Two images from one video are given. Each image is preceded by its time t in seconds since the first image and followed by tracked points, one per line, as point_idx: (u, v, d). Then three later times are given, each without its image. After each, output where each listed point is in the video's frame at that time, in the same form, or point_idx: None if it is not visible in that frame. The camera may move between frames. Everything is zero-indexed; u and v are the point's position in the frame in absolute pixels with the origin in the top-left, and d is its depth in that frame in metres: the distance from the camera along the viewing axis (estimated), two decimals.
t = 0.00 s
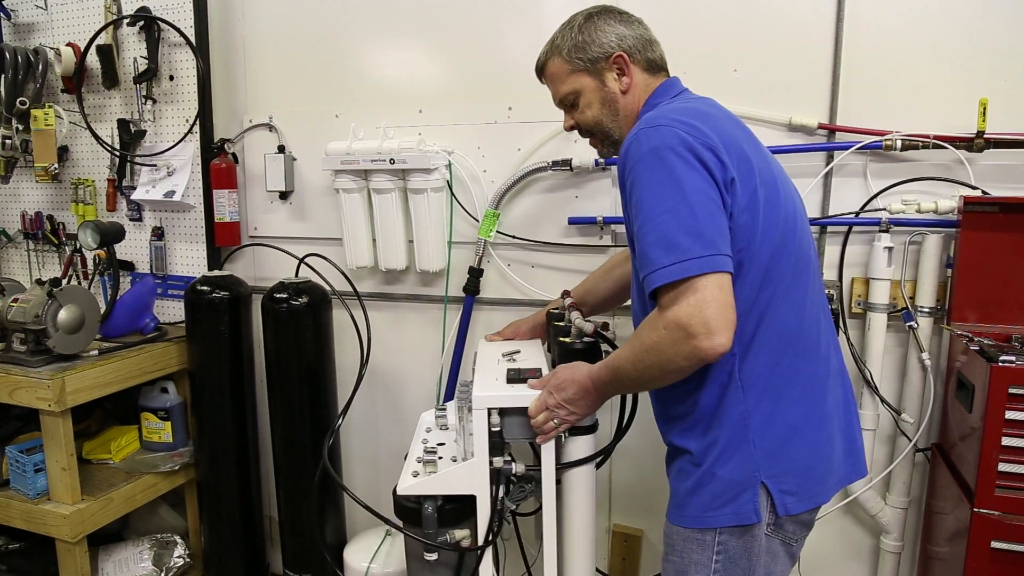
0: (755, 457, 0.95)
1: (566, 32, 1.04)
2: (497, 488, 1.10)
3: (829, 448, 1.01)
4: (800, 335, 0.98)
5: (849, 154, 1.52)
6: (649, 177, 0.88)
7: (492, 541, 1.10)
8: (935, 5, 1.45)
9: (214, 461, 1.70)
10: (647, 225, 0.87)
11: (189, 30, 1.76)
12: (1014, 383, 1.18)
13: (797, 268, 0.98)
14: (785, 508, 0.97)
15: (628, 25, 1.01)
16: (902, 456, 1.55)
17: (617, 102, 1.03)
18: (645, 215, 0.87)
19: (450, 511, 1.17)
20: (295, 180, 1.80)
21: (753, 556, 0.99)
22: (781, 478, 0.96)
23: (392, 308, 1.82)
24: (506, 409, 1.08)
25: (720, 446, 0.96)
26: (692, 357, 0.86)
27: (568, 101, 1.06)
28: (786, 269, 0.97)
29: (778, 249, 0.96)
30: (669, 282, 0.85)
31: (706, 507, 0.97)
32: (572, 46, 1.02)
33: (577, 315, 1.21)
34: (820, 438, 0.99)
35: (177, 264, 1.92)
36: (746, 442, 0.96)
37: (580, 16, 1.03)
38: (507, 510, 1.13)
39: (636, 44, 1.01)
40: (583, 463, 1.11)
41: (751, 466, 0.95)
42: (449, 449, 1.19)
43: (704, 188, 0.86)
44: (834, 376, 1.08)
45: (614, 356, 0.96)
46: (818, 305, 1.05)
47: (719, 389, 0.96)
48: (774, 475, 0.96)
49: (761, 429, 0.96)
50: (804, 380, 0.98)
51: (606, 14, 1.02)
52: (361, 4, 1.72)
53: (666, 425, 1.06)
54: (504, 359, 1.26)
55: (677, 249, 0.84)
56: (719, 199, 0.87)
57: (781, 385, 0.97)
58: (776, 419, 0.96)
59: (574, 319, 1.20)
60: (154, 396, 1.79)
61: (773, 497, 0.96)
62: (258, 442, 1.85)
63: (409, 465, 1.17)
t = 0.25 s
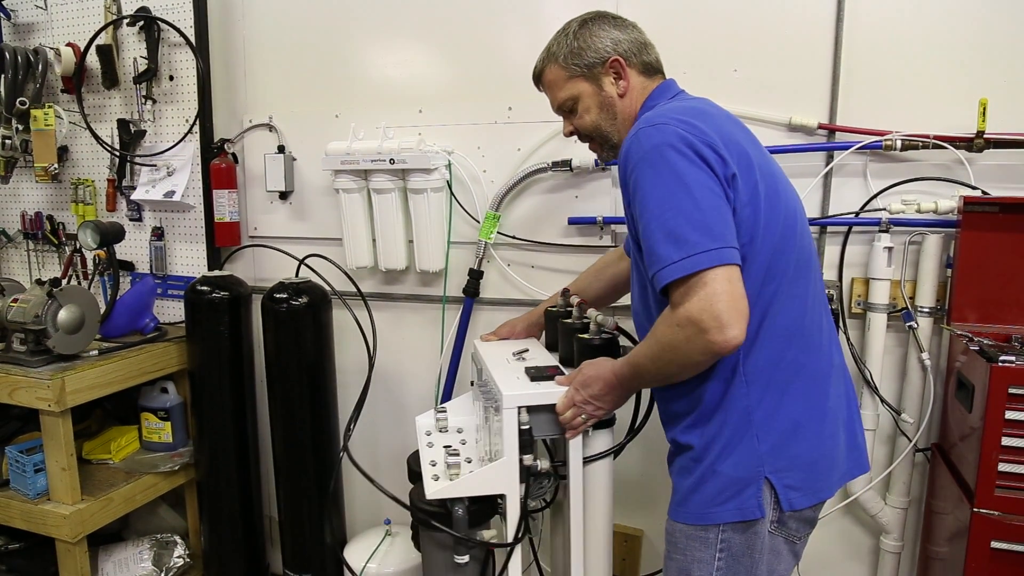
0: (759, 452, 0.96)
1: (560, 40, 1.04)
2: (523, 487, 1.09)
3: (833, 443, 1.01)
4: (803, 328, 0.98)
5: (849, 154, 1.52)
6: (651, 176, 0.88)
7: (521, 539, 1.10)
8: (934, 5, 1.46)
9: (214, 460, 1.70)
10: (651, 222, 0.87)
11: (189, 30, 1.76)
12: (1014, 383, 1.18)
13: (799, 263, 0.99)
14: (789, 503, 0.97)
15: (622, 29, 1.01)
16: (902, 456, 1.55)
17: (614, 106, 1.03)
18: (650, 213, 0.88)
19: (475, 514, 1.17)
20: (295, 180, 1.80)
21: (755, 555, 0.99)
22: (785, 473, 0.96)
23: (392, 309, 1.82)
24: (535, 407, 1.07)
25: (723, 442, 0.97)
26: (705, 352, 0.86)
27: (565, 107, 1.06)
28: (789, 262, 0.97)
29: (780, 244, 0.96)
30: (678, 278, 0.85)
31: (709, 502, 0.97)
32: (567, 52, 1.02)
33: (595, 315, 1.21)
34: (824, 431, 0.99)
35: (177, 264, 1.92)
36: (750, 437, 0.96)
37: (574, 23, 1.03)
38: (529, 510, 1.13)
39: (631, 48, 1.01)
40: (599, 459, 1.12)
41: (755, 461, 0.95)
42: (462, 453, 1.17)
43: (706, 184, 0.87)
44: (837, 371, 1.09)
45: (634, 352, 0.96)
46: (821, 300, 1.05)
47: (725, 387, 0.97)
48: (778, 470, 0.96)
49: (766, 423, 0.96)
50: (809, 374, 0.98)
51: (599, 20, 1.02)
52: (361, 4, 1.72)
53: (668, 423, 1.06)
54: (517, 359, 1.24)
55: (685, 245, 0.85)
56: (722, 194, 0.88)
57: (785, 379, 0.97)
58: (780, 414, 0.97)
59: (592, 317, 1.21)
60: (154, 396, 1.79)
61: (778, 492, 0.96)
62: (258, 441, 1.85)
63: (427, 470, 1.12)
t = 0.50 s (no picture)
0: (765, 450, 0.96)
1: (569, 30, 1.04)
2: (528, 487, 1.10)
3: (836, 442, 1.01)
4: (812, 328, 0.99)
5: (849, 154, 1.52)
6: (673, 166, 0.88)
7: (526, 538, 1.10)
8: (934, 5, 1.46)
9: (212, 460, 1.69)
10: (672, 214, 0.87)
11: (189, 31, 1.76)
12: (1014, 384, 1.18)
13: (809, 264, 1.00)
14: (795, 501, 0.97)
15: (632, 21, 1.01)
16: (902, 457, 1.55)
17: (623, 98, 1.03)
18: (670, 204, 0.87)
19: (480, 514, 1.18)
20: (294, 181, 1.80)
21: (754, 553, 0.99)
22: (790, 471, 0.97)
23: (392, 309, 1.82)
24: (539, 407, 1.07)
25: (728, 440, 0.96)
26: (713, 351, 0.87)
27: (573, 98, 1.06)
28: (799, 262, 0.98)
29: (793, 244, 0.97)
30: (696, 271, 0.85)
31: (714, 501, 0.97)
32: (576, 43, 1.02)
33: (598, 314, 1.21)
34: (829, 430, 1.00)
35: (177, 264, 1.92)
36: (756, 435, 0.96)
37: (584, 12, 1.03)
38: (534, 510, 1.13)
39: (641, 41, 1.01)
40: (602, 458, 1.13)
41: (761, 459, 0.95)
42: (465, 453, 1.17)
43: (728, 180, 0.87)
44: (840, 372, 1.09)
45: (641, 353, 0.96)
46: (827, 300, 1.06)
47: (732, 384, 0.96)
48: (783, 468, 0.96)
49: (772, 421, 0.96)
50: (816, 373, 0.99)
51: (610, 11, 1.02)
52: (361, 4, 1.72)
53: (669, 423, 1.06)
54: (518, 358, 1.25)
55: (703, 239, 0.84)
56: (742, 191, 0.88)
57: (792, 377, 0.97)
58: (787, 412, 0.97)
59: (595, 317, 1.21)
60: (154, 397, 1.79)
61: (783, 490, 0.97)
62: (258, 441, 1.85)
63: (431, 471, 1.12)
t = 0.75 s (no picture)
0: (787, 450, 0.97)
1: (574, 27, 1.04)
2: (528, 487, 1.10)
3: (851, 441, 1.03)
4: (829, 329, 1.01)
5: (849, 154, 1.52)
6: (704, 167, 0.88)
7: (526, 538, 1.10)
8: (934, 5, 1.46)
9: (215, 460, 1.70)
10: (699, 215, 0.87)
11: (189, 31, 1.76)
12: (1014, 384, 1.18)
13: (828, 269, 1.01)
14: (815, 500, 0.99)
15: (639, 17, 1.01)
16: (902, 457, 1.55)
17: (631, 96, 1.03)
18: (697, 205, 0.87)
19: (480, 514, 1.18)
20: (294, 181, 1.80)
21: (757, 554, 1.00)
22: (812, 470, 0.98)
23: (392, 309, 1.82)
24: (539, 407, 1.07)
25: (750, 441, 0.97)
26: (720, 357, 0.88)
27: (580, 97, 1.06)
28: (817, 264, 0.99)
29: (814, 250, 0.98)
30: (718, 275, 0.86)
31: (736, 501, 0.97)
32: (583, 41, 1.01)
33: (598, 315, 1.21)
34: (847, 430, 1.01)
35: (177, 264, 1.92)
36: (778, 435, 0.97)
37: (590, 9, 1.03)
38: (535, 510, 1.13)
39: (649, 37, 1.01)
40: (602, 458, 1.13)
41: (783, 459, 0.96)
42: (465, 453, 1.17)
43: (757, 185, 0.87)
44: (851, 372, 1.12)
45: (639, 360, 0.98)
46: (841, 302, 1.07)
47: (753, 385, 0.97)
48: (805, 468, 0.97)
49: (794, 422, 0.97)
50: (834, 375, 1.00)
51: (616, 8, 1.02)
52: (361, 5, 1.72)
53: (686, 424, 1.06)
54: (518, 359, 1.25)
55: (728, 244, 0.85)
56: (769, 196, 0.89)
57: (813, 378, 0.98)
58: (808, 413, 0.98)
59: (595, 317, 1.20)
60: (154, 397, 1.79)
61: (805, 489, 0.98)
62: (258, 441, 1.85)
63: (431, 471, 1.12)
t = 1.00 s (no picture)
0: (807, 453, 0.97)
1: (578, 23, 1.02)
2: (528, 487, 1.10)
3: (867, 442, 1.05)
4: (847, 336, 1.01)
5: (848, 154, 1.52)
6: (720, 179, 0.87)
7: (526, 538, 1.10)
8: (934, 5, 1.46)
9: (217, 462, 1.70)
10: (712, 228, 0.87)
11: (189, 31, 1.76)
12: (1013, 384, 1.18)
13: (844, 280, 1.01)
14: (836, 501, 1.00)
15: (646, 14, 0.99)
16: (902, 457, 1.55)
17: (639, 95, 1.01)
18: (710, 218, 0.87)
19: (480, 514, 1.18)
20: (294, 181, 1.80)
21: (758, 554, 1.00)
22: (832, 473, 0.99)
23: (392, 309, 1.82)
24: (539, 407, 1.07)
25: (770, 444, 0.97)
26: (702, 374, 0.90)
27: (585, 96, 1.04)
28: (835, 275, 1.00)
29: (830, 262, 0.98)
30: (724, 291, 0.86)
31: (758, 506, 0.97)
32: (588, 38, 0.99)
33: (598, 315, 1.20)
34: (862, 433, 1.03)
35: (177, 264, 1.92)
36: (799, 439, 0.97)
37: (594, 5, 1.01)
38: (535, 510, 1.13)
39: (655, 34, 0.99)
40: (601, 458, 1.13)
41: (804, 462, 0.97)
42: (465, 453, 1.17)
43: (774, 202, 0.87)
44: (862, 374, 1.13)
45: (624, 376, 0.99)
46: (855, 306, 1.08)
47: (773, 390, 0.97)
48: (827, 471, 0.99)
49: (815, 425, 0.97)
50: (850, 380, 1.01)
51: (621, 3, 1.00)
52: (361, 4, 1.72)
53: (700, 426, 1.05)
54: (517, 358, 1.25)
55: (736, 261, 0.85)
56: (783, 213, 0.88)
57: (831, 382, 0.99)
58: (829, 417, 0.98)
59: (595, 317, 1.20)
60: (154, 397, 1.79)
61: (826, 492, 0.99)
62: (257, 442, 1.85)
63: (431, 471, 1.12)
